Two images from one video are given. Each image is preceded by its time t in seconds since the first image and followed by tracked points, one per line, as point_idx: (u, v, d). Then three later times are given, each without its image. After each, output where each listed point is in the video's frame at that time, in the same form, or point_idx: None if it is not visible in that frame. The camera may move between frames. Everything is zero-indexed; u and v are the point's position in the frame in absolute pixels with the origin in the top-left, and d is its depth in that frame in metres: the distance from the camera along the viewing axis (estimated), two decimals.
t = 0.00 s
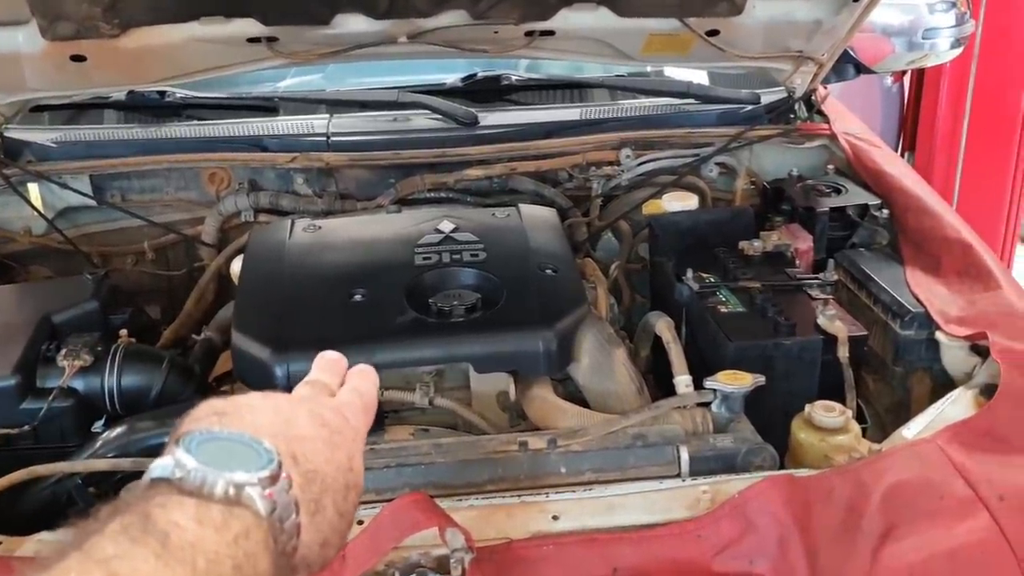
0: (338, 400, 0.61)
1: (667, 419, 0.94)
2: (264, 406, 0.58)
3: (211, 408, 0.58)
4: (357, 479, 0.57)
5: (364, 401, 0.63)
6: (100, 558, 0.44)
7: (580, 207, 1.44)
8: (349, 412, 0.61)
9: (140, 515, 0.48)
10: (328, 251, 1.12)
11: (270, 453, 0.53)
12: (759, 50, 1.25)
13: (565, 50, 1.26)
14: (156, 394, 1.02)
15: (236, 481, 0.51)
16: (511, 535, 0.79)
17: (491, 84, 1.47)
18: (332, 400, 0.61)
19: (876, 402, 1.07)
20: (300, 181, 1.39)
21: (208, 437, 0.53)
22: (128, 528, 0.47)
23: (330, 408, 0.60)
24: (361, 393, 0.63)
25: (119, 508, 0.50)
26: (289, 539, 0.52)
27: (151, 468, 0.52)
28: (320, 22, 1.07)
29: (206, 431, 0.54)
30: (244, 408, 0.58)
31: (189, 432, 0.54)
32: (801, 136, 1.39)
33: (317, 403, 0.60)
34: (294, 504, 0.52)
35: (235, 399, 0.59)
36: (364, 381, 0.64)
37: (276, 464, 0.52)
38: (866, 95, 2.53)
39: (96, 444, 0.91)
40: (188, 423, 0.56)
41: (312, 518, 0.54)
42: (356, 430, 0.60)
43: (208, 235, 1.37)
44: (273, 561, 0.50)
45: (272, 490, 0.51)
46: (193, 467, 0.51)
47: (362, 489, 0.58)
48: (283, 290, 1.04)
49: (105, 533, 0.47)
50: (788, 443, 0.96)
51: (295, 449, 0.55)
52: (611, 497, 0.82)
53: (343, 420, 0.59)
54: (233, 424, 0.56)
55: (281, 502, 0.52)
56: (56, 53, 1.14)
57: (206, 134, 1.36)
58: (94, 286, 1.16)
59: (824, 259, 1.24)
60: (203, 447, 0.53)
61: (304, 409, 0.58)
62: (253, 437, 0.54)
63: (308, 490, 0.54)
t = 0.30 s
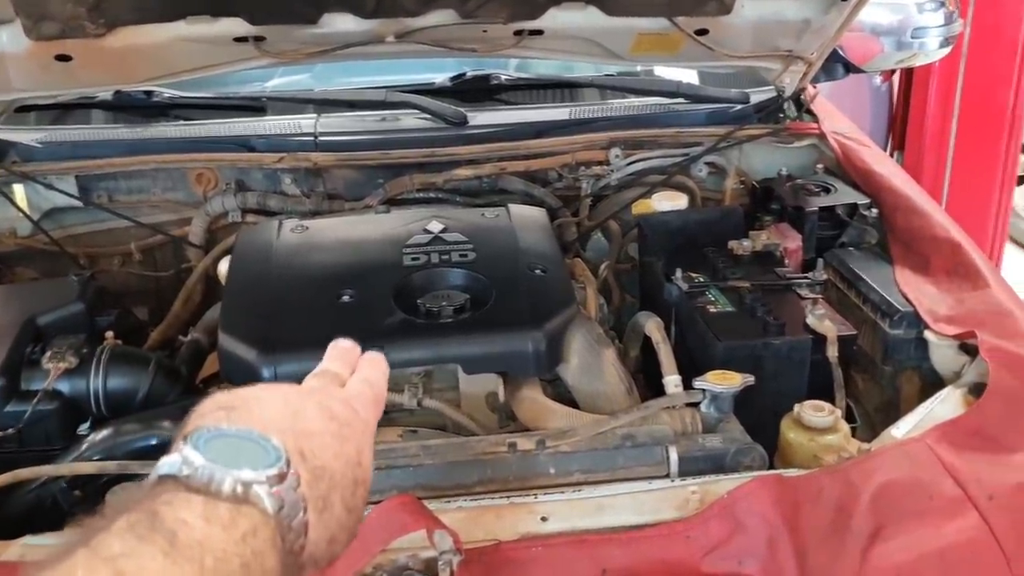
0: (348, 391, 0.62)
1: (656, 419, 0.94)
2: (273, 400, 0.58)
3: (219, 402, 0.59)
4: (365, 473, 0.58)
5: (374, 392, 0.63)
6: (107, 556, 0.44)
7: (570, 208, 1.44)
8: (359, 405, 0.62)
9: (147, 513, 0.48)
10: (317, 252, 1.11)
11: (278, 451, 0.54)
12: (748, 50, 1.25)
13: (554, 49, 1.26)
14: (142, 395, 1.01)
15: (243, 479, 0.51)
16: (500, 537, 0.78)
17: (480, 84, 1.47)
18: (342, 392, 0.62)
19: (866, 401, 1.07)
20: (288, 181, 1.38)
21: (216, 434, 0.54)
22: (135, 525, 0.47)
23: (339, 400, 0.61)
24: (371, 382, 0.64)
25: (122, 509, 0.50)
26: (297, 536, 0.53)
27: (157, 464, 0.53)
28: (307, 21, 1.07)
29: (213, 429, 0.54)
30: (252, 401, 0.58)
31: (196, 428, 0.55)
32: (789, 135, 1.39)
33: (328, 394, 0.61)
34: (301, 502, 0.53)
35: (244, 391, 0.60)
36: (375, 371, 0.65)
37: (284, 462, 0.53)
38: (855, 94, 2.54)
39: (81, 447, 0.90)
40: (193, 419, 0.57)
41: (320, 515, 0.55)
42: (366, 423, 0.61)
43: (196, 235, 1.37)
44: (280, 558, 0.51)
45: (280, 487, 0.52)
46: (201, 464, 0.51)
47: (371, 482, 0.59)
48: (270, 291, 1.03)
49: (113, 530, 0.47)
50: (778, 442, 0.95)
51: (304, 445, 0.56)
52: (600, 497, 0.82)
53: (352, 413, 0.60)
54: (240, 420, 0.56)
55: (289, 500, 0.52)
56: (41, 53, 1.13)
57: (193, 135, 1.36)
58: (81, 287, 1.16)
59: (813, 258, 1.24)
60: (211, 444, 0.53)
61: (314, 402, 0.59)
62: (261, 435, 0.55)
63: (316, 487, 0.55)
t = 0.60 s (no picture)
0: (385, 346, 0.58)
1: (632, 421, 0.94)
2: (298, 360, 0.54)
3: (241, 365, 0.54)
4: (394, 441, 0.54)
5: (413, 349, 0.59)
6: (119, 534, 0.42)
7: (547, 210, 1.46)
8: (396, 363, 0.57)
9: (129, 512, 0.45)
10: (292, 255, 1.10)
11: (297, 431, 0.50)
12: (723, 53, 1.26)
13: (530, 51, 1.26)
14: (114, 401, 1.00)
15: (261, 458, 0.47)
16: (475, 541, 0.78)
17: (456, 86, 1.46)
18: (377, 349, 0.57)
19: (839, 401, 1.08)
20: (263, 184, 1.38)
21: (234, 410, 0.50)
22: (150, 501, 0.44)
23: (372, 359, 0.56)
24: (412, 328, 0.61)
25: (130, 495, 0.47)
26: (314, 516, 0.49)
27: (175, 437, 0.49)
28: (282, 23, 1.06)
29: (234, 402, 0.50)
30: (274, 366, 0.54)
31: (216, 402, 0.51)
32: (766, 137, 1.40)
33: (361, 352, 0.57)
34: (319, 481, 0.49)
35: (272, 348, 0.56)
36: (416, 319, 0.62)
37: (302, 441, 0.49)
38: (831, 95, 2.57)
39: (51, 454, 0.89)
40: (216, 387, 0.53)
41: (339, 493, 0.51)
42: (401, 386, 0.56)
43: (169, 239, 1.36)
44: (297, 539, 0.48)
45: (298, 467, 0.48)
46: (217, 441, 0.48)
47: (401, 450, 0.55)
48: (245, 294, 1.03)
49: (126, 505, 0.44)
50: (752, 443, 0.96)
51: (326, 417, 0.52)
52: (575, 500, 0.82)
53: (385, 374, 0.56)
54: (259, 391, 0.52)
55: (306, 479, 0.48)
56: (12, 55, 1.12)
57: (167, 138, 1.35)
58: (52, 292, 1.15)
59: (787, 259, 1.24)
60: (230, 420, 0.49)
61: (342, 362, 0.55)
62: (283, 410, 0.51)
63: (336, 465, 0.51)
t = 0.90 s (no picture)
0: (485, 343, 0.58)
1: (613, 418, 0.94)
2: (397, 353, 0.55)
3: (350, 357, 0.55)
4: (489, 443, 0.53)
5: (515, 341, 0.59)
6: (218, 525, 0.45)
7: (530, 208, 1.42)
8: (496, 357, 0.57)
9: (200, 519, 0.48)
10: (273, 255, 1.10)
11: (393, 430, 0.51)
12: (703, 51, 1.26)
13: (511, 49, 1.26)
14: (94, 401, 1.00)
15: (355, 456, 0.50)
16: (456, 539, 0.77)
17: (438, 84, 1.47)
18: (476, 345, 0.57)
19: (820, 398, 1.08)
20: (244, 184, 1.37)
21: (333, 404, 0.51)
22: (244, 495, 0.47)
23: (474, 353, 0.57)
24: (513, 327, 0.60)
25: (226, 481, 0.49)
26: (406, 514, 0.50)
27: (276, 426, 0.53)
28: (262, 22, 1.06)
29: (334, 395, 0.52)
30: (372, 359, 0.55)
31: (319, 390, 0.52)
32: (745, 135, 1.40)
33: (460, 346, 0.57)
34: (412, 479, 0.51)
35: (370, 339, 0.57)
36: (517, 319, 0.60)
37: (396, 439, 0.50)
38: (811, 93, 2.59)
39: (29, 456, 0.89)
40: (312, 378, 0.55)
41: (434, 494, 0.51)
42: (500, 384, 0.56)
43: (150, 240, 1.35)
44: (391, 537, 0.49)
45: (392, 467, 0.50)
46: (315, 435, 0.51)
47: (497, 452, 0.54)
48: (225, 295, 1.02)
49: (222, 496, 0.47)
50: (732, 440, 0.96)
51: (422, 416, 0.52)
52: (557, 498, 0.82)
53: (484, 369, 0.56)
54: (363, 383, 0.53)
55: (398, 477, 0.50)
56: None
57: (146, 138, 1.34)
58: (30, 293, 1.14)
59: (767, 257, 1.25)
60: (330, 413, 0.51)
61: (439, 354, 0.55)
62: (378, 407, 0.51)
63: (429, 466, 0.51)
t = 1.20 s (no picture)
0: (536, 383, 0.72)
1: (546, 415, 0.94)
2: (452, 387, 0.68)
3: (399, 383, 0.68)
4: (524, 483, 0.65)
5: (562, 384, 0.74)
6: (265, 553, 0.53)
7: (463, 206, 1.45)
8: (542, 397, 0.71)
9: (196, 570, 0.51)
10: (200, 255, 1.08)
11: (440, 461, 0.60)
12: (633, 50, 1.27)
13: (443, 46, 1.25)
14: (14, 407, 0.96)
15: (398, 486, 0.58)
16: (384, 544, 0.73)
17: (368, 82, 1.45)
18: (529, 383, 0.72)
19: (751, 393, 1.08)
20: (170, 182, 1.37)
21: (378, 430, 0.61)
22: (291, 520, 0.56)
23: (527, 391, 0.70)
24: (566, 367, 0.76)
25: (287, 486, 0.61)
26: (444, 550, 0.59)
27: (321, 450, 0.61)
28: (188, 16, 1.04)
29: (380, 424, 0.62)
30: (429, 387, 0.68)
31: (377, 411, 0.64)
32: (677, 134, 1.38)
33: (511, 382, 0.70)
34: (452, 514, 0.59)
35: (431, 369, 0.70)
36: (574, 360, 0.78)
37: (440, 470, 0.60)
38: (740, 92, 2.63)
39: None
40: (371, 400, 0.66)
41: (471, 529, 0.61)
42: (543, 424, 0.69)
43: (73, 240, 1.33)
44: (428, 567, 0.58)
45: (431, 499, 0.58)
46: (361, 464, 0.59)
47: (535, 490, 0.66)
48: (150, 296, 1.00)
49: (268, 522, 0.55)
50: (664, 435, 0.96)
51: (468, 451, 0.63)
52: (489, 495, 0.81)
53: (532, 411, 0.69)
54: (411, 410, 0.65)
55: (438, 513, 0.59)
56: None
57: (68, 135, 1.30)
58: None
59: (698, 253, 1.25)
60: (374, 439, 0.61)
61: (493, 394, 0.68)
62: (424, 436, 0.62)
63: (471, 500, 0.62)
